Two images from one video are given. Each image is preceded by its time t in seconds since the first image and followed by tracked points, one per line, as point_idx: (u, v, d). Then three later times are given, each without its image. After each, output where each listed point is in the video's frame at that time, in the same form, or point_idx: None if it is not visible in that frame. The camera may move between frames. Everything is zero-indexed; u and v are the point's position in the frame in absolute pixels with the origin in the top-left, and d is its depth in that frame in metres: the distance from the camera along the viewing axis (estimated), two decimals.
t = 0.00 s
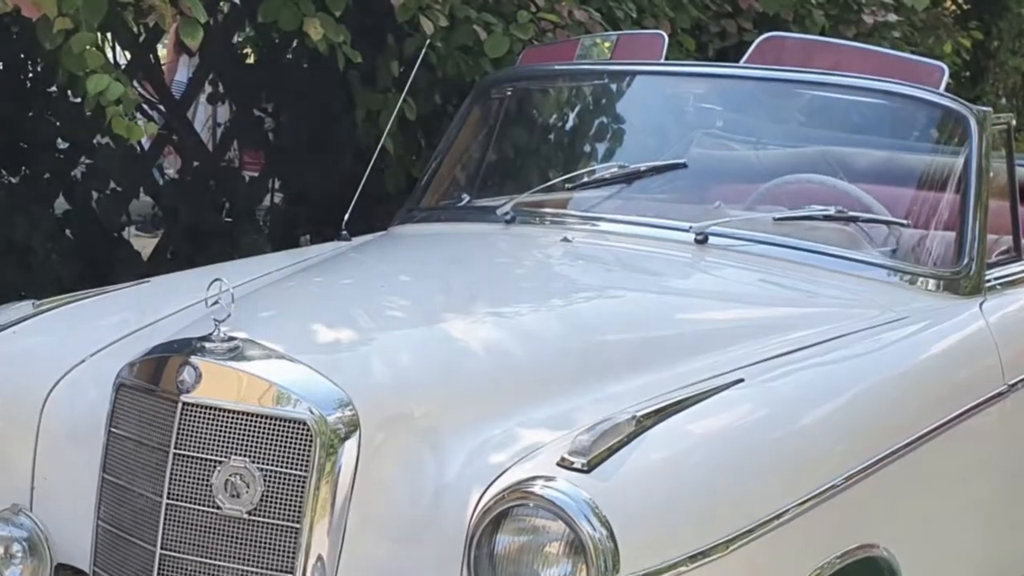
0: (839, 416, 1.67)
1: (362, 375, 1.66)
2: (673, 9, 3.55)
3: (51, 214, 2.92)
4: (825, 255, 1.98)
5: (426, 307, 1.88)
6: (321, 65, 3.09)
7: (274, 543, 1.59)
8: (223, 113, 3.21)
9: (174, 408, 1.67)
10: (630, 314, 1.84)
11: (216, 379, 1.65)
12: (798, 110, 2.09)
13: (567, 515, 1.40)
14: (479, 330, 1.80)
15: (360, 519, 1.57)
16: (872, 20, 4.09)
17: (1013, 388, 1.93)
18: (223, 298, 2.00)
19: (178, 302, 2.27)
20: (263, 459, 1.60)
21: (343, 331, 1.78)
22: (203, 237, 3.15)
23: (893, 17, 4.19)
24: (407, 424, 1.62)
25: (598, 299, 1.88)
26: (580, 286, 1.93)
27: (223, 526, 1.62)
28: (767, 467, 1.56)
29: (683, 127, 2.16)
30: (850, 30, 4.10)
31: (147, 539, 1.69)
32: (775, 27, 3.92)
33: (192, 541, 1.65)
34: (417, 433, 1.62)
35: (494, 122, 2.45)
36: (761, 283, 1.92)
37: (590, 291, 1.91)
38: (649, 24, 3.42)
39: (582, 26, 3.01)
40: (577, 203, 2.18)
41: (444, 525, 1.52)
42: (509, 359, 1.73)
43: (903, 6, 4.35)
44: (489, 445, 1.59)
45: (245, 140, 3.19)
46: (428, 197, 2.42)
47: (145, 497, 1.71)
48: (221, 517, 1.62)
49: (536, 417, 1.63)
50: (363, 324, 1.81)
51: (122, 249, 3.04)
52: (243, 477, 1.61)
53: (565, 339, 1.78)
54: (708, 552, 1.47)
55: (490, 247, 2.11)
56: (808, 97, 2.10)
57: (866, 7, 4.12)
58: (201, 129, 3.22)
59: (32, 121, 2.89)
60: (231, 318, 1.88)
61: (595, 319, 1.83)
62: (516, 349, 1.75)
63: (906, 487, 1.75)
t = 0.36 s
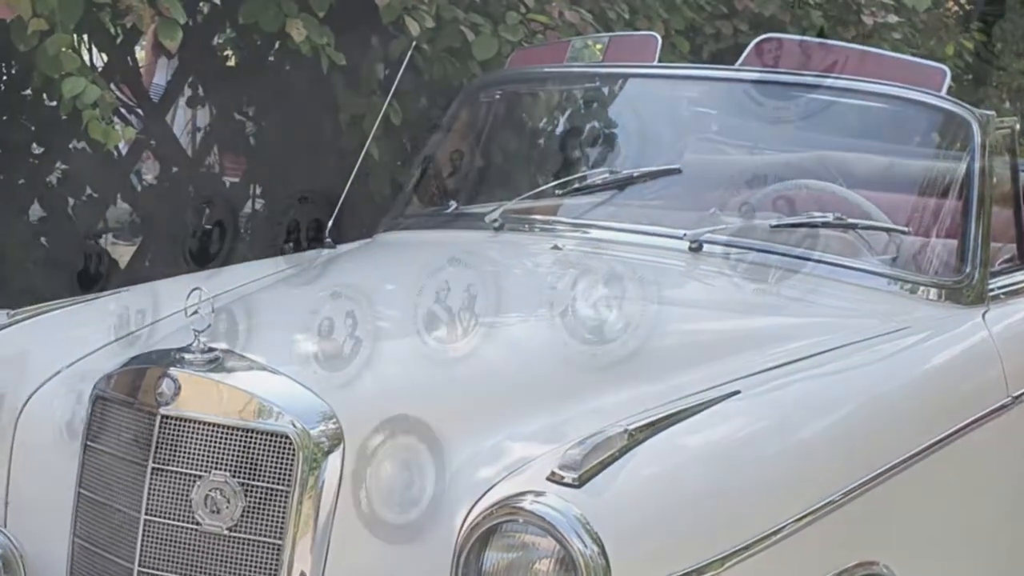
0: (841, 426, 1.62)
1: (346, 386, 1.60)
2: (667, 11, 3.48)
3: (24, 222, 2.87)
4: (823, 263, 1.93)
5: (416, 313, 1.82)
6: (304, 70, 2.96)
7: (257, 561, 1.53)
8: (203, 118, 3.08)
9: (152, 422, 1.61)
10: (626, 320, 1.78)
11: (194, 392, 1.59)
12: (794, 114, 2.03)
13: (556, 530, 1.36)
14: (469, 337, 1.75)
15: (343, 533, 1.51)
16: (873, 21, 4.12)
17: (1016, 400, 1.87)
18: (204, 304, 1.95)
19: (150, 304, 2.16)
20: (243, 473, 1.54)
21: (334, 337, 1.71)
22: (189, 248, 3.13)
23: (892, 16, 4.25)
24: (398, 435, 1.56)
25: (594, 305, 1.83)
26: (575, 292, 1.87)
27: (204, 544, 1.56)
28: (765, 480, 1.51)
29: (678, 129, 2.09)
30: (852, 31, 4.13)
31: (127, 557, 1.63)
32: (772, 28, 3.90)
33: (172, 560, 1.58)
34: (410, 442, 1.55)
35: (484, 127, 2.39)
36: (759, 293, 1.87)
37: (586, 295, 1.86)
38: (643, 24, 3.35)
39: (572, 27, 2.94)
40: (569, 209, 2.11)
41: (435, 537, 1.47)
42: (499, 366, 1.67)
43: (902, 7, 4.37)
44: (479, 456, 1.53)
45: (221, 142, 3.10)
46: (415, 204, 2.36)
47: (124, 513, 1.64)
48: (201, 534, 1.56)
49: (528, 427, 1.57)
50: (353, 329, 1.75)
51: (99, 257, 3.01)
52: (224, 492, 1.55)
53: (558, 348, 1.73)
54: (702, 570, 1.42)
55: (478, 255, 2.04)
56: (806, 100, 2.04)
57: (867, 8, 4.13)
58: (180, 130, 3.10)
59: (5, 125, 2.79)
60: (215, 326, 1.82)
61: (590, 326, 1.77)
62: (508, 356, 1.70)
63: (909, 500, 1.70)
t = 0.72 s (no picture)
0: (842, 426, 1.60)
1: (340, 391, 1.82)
2: None
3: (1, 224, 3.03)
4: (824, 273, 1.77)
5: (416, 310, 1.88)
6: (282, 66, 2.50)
7: (232, 562, 1.98)
8: (179, 118, 2.69)
9: (142, 435, 2.08)
10: (625, 323, 1.72)
11: (178, 399, 2.03)
12: (792, 116, 1.78)
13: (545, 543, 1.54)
14: (471, 337, 1.78)
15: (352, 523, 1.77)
16: None
17: None
18: (196, 311, 2.20)
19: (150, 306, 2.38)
20: (219, 489, 1.99)
21: (336, 338, 1.92)
22: (188, 247, 2.56)
23: None
24: (398, 437, 1.72)
25: (594, 305, 1.74)
26: (574, 292, 1.78)
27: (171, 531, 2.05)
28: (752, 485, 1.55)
29: (686, 128, 1.89)
30: None
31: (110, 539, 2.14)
32: None
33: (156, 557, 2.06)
34: (410, 441, 1.70)
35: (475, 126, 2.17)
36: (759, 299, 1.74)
37: (585, 293, 1.78)
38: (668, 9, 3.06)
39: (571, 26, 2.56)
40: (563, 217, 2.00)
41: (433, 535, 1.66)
42: (493, 367, 1.72)
43: None
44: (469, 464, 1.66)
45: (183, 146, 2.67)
46: (407, 206, 2.27)
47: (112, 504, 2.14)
48: (183, 537, 2.04)
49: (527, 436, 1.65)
50: (354, 328, 1.91)
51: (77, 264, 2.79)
52: (203, 506, 2.01)
53: (556, 348, 1.72)
54: None
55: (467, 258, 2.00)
56: (808, 100, 1.78)
57: None
58: (153, 137, 2.74)
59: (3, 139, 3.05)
60: (219, 331, 2.10)
61: (590, 326, 1.72)
62: (503, 356, 1.73)
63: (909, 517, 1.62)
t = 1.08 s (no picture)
0: (851, 442, 1.47)
1: (332, 396, 2.05)
2: None
3: None
4: (839, 281, 1.53)
5: (412, 314, 1.99)
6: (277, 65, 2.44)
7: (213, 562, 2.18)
8: (175, 117, 2.66)
9: (137, 440, 2.43)
10: (626, 326, 1.70)
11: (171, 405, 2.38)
12: (793, 117, 1.62)
13: (535, 546, 1.68)
14: (468, 340, 1.89)
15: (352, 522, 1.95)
16: None
17: None
18: (189, 318, 2.44)
19: (142, 309, 2.58)
20: (207, 492, 2.25)
21: (332, 340, 2.09)
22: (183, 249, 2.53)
23: None
24: (395, 443, 1.92)
25: (594, 307, 1.75)
26: (574, 295, 1.78)
27: (156, 524, 2.32)
28: (751, 497, 1.52)
29: (694, 126, 1.73)
30: None
31: (101, 532, 2.40)
32: None
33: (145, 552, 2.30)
34: (407, 448, 1.91)
35: (473, 125, 2.04)
36: (762, 302, 1.59)
37: (586, 295, 1.77)
38: None
39: None
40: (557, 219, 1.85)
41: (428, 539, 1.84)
42: (486, 373, 1.85)
43: None
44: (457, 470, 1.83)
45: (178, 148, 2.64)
46: (396, 210, 2.11)
47: (108, 498, 2.43)
48: (171, 533, 2.27)
49: (525, 440, 1.76)
50: (349, 332, 2.07)
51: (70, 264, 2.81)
52: (192, 507, 2.26)
53: (557, 351, 1.76)
54: None
55: (465, 262, 1.96)
56: (816, 98, 1.61)
57: None
58: (145, 138, 2.71)
59: None
60: (213, 337, 2.35)
61: (590, 328, 1.74)
62: (496, 358, 1.83)
63: (922, 570, 1.40)
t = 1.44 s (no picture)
0: (854, 448, 1.43)
1: (329, 401, 2.05)
2: None
3: None
4: (846, 283, 1.50)
5: (406, 320, 2.00)
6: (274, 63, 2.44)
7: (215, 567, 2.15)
8: (178, 115, 2.66)
9: (125, 446, 2.46)
10: (627, 333, 1.69)
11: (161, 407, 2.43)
12: (799, 115, 1.61)
13: (537, 546, 1.67)
14: (465, 345, 1.89)
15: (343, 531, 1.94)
16: None
17: None
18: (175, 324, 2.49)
19: (125, 314, 2.64)
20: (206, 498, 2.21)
21: (324, 347, 2.11)
22: (172, 252, 2.57)
23: None
24: (391, 451, 1.92)
25: (594, 313, 1.73)
26: (574, 299, 1.77)
27: (144, 532, 2.31)
28: (749, 500, 1.50)
29: (696, 126, 1.72)
30: None
31: (93, 541, 2.40)
32: None
33: (146, 557, 2.28)
34: (401, 457, 1.91)
35: (472, 126, 2.04)
36: (767, 306, 1.56)
37: (586, 300, 1.75)
38: None
39: None
40: (556, 220, 1.84)
41: (422, 549, 1.83)
42: (482, 379, 1.85)
43: None
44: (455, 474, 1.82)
45: (179, 147, 2.65)
46: (390, 211, 2.11)
47: (99, 504, 2.45)
48: (171, 540, 2.24)
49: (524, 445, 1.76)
50: (341, 338, 2.09)
51: (54, 269, 2.87)
52: (192, 513, 2.22)
53: (556, 357, 1.76)
54: None
55: (462, 263, 1.94)
56: (822, 97, 1.59)
57: None
58: (148, 135, 2.73)
59: None
60: (202, 341, 2.38)
61: (590, 335, 1.73)
62: (495, 366, 1.84)
63: None
